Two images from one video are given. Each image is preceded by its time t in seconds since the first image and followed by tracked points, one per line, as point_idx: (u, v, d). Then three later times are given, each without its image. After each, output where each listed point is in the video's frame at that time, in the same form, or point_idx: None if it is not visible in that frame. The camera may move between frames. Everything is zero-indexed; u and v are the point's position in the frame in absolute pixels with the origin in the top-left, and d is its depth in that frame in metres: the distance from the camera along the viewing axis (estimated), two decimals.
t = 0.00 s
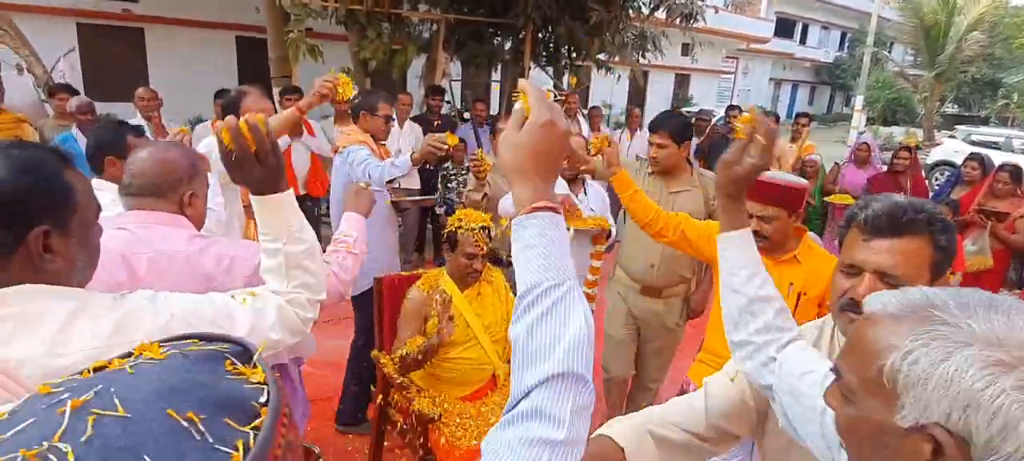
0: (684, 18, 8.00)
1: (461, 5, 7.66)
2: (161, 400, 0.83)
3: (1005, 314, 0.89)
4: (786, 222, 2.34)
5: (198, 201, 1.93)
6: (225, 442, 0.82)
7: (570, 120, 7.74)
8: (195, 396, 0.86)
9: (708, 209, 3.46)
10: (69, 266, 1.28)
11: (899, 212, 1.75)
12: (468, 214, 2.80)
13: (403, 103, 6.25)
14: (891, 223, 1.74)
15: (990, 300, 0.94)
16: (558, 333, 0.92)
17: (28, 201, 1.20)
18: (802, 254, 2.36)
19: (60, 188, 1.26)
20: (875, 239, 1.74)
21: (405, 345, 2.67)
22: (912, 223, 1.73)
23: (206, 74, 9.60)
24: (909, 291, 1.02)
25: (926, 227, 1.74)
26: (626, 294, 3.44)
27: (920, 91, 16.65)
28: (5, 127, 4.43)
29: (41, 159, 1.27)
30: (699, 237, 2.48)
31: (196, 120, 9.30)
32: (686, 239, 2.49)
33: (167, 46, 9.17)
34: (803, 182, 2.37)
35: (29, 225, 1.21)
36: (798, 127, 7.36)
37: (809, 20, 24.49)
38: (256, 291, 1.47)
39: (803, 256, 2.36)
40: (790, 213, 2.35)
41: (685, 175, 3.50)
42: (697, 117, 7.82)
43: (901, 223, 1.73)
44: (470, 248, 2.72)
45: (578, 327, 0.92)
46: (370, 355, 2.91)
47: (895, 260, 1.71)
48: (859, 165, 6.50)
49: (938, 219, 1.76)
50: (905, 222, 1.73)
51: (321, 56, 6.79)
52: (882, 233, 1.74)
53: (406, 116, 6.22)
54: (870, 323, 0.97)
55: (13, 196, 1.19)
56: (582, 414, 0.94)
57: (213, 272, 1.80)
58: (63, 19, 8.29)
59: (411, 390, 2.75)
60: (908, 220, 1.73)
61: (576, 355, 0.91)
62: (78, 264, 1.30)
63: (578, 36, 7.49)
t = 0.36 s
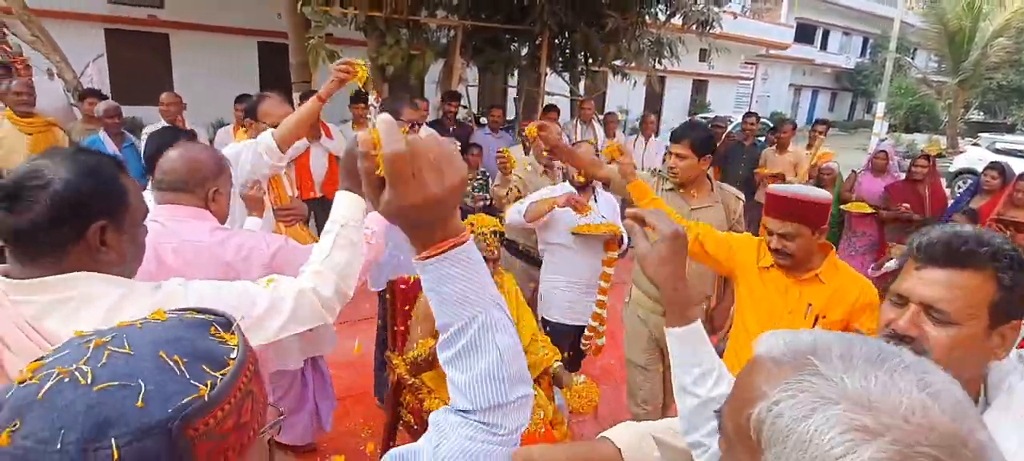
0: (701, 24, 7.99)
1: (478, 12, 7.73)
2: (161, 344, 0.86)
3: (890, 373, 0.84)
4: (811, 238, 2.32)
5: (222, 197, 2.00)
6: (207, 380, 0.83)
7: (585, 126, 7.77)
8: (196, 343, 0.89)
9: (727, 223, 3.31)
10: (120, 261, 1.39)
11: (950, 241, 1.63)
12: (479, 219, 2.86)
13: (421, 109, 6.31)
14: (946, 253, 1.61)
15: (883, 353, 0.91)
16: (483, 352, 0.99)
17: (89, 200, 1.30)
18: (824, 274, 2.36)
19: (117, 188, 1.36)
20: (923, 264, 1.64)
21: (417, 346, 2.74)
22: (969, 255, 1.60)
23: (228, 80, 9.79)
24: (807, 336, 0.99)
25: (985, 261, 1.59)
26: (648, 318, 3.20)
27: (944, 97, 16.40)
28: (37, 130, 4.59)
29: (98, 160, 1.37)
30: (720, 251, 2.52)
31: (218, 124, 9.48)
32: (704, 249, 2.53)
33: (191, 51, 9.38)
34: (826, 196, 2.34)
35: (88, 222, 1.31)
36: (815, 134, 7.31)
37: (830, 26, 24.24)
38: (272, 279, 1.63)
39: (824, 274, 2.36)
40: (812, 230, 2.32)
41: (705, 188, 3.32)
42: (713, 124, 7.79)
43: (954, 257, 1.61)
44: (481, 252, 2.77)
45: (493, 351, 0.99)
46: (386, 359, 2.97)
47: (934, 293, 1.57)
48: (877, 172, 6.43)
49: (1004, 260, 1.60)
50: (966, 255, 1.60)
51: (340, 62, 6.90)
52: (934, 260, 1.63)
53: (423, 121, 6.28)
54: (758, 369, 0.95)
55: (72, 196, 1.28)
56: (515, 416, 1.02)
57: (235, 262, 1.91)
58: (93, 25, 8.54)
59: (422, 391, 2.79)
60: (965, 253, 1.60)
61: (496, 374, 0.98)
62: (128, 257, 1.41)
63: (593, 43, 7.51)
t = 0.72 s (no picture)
0: (715, 26, 7.97)
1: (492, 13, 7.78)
2: (190, 263, 1.02)
3: (683, 429, 0.84)
4: (849, 254, 2.21)
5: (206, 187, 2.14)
6: (218, 286, 0.98)
7: (598, 127, 7.78)
8: (213, 266, 1.04)
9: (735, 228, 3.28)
10: (198, 242, 1.59)
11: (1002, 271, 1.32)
12: (488, 218, 2.90)
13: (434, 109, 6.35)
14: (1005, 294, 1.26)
15: (694, 395, 0.91)
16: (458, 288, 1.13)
17: (183, 186, 1.54)
18: (870, 297, 2.24)
19: (204, 177, 1.61)
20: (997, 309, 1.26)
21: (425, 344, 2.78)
22: None
23: (246, 80, 9.94)
24: (629, 379, 1.00)
25: None
26: (656, 327, 3.17)
27: (964, 100, 16.15)
28: (60, 128, 4.71)
29: (187, 154, 1.63)
30: (756, 266, 2.46)
31: (235, 123, 9.63)
32: (741, 266, 2.46)
33: (210, 52, 9.53)
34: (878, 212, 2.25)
35: (175, 204, 1.53)
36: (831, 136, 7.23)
37: (848, 27, 23.97)
38: (317, 278, 1.71)
39: (868, 298, 2.24)
40: (851, 246, 2.20)
41: (710, 191, 3.30)
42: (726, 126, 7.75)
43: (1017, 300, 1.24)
44: (488, 251, 2.81)
45: (458, 288, 1.13)
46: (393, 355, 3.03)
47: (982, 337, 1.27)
48: (892, 175, 6.38)
49: None
50: None
51: (355, 62, 6.98)
52: (996, 299, 1.27)
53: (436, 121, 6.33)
54: (580, 425, 0.96)
55: (170, 180, 1.52)
56: (470, 355, 1.13)
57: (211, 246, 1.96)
58: (116, 25, 8.73)
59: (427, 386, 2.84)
60: None
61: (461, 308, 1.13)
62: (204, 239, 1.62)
63: (606, 44, 7.53)
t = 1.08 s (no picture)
0: (716, 26, 7.96)
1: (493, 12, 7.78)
2: (102, 241, 1.11)
3: (466, 452, 0.93)
4: (880, 270, 2.06)
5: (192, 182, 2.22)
6: (127, 260, 1.07)
7: (598, 127, 7.79)
8: (127, 243, 1.12)
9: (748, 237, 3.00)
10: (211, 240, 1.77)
11: (935, 306, 1.32)
12: (483, 217, 2.91)
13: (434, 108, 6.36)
14: (936, 331, 1.26)
15: (494, 419, 0.99)
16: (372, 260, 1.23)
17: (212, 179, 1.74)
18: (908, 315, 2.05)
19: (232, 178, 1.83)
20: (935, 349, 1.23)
21: (421, 342, 2.76)
22: (964, 325, 1.21)
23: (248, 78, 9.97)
24: (456, 388, 1.09)
25: (974, 337, 1.18)
26: (662, 335, 2.98)
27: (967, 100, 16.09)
28: (62, 126, 4.74)
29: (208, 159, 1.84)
30: (793, 276, 2.32)
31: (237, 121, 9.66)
32: (775, 276, 2.36)
33: (212, 49, 9.55)
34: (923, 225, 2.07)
35: (210, 197, 1.72)
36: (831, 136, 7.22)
37: (852, 27, 23.88)
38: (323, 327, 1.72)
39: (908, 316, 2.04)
40: (884, 261, 2.05)
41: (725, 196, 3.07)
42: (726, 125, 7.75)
43: (942, 337, 1.24)
44: (485, 251, 2.82)
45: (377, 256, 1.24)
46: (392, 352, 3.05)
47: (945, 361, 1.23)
48: (892, 176, 6.39)
49: (1002, 316, 1.17)
50: (971, 324, 1.20)
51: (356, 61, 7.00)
52: (925, 335, 1.27)
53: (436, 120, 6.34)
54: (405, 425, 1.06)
55: (209, 175, 1.73)
56: (372, 318, 1.20)
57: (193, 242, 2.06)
58: (119, 23, 8.77)
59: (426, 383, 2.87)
60: (958, 326, 1.22)
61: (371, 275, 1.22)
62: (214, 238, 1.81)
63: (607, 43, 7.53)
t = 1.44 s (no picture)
0: (720, 24, 7.94)
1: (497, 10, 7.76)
2: (19, 210, 1.12)
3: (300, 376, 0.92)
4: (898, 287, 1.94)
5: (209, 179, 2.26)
6: (48, 230, 1.10)
7: (601, 125, 7.79)
8: (41, 211, 1.14)
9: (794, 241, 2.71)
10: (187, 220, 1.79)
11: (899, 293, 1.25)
12: (489, 216, 2.91)
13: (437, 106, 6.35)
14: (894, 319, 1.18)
15: (342, 354, 0.96)
16: (290, 265, 1.24)
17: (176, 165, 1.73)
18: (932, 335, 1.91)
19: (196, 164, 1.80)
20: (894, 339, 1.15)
21: (425, 340, 2.74)
22: (920, 313, 1.13)
23: (251, 76, 9.97)
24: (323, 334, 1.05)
25: (932, 324, 1.09)
26: (698, 346, 2.70)
27: (970, 99, 16.03)
28: (66, 123, 4.76)
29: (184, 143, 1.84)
30: (810, 295, 2.14)
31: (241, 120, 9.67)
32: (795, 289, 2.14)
33: (215, 48, 9.56)
34: (946, 243, 1.94)
35: (167, 184, 1.73)
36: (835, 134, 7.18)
37: (854, 25, 23.83)
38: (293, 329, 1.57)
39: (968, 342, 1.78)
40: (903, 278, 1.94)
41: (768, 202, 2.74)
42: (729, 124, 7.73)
43: (898, 323, 1.17)
44: (491, 250, 2.81)
45: (287, 260, 1.24)
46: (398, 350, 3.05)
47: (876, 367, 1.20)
48: (896, 175, 6.35)
49: (959, 302, 1.08)
50: (927, 310, 1.12)
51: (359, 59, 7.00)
52: (887, 325, 1.20)
53: (439, 118, 6.33)
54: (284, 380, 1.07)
55: (165, 164, 1.71)
56: (307, 321, 1.25)
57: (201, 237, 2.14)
58: (121, 21, 8.77)
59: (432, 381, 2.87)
60: (914, 313, 1.14)
61: (294, 280, 1.24)
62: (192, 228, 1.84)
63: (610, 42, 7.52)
